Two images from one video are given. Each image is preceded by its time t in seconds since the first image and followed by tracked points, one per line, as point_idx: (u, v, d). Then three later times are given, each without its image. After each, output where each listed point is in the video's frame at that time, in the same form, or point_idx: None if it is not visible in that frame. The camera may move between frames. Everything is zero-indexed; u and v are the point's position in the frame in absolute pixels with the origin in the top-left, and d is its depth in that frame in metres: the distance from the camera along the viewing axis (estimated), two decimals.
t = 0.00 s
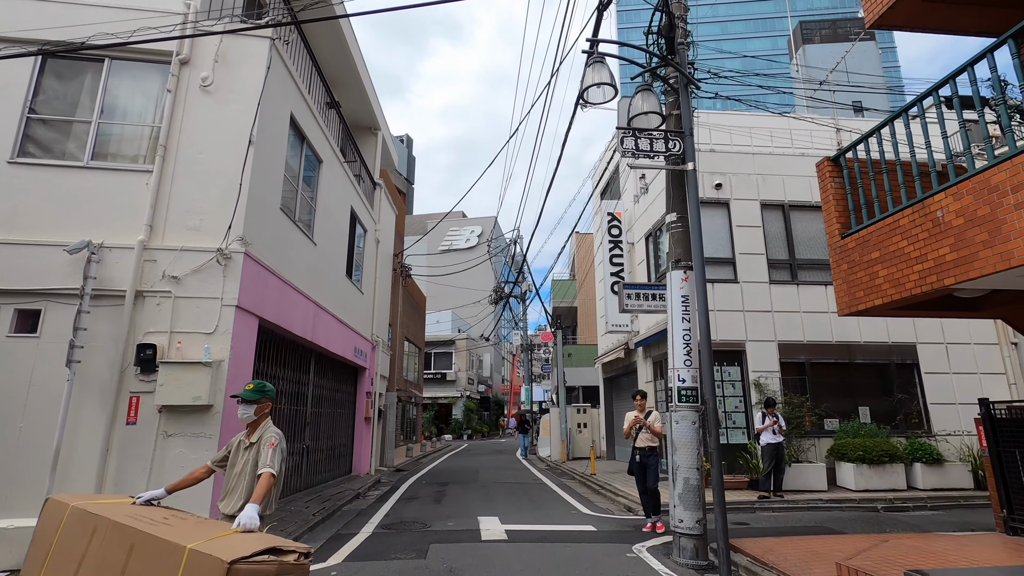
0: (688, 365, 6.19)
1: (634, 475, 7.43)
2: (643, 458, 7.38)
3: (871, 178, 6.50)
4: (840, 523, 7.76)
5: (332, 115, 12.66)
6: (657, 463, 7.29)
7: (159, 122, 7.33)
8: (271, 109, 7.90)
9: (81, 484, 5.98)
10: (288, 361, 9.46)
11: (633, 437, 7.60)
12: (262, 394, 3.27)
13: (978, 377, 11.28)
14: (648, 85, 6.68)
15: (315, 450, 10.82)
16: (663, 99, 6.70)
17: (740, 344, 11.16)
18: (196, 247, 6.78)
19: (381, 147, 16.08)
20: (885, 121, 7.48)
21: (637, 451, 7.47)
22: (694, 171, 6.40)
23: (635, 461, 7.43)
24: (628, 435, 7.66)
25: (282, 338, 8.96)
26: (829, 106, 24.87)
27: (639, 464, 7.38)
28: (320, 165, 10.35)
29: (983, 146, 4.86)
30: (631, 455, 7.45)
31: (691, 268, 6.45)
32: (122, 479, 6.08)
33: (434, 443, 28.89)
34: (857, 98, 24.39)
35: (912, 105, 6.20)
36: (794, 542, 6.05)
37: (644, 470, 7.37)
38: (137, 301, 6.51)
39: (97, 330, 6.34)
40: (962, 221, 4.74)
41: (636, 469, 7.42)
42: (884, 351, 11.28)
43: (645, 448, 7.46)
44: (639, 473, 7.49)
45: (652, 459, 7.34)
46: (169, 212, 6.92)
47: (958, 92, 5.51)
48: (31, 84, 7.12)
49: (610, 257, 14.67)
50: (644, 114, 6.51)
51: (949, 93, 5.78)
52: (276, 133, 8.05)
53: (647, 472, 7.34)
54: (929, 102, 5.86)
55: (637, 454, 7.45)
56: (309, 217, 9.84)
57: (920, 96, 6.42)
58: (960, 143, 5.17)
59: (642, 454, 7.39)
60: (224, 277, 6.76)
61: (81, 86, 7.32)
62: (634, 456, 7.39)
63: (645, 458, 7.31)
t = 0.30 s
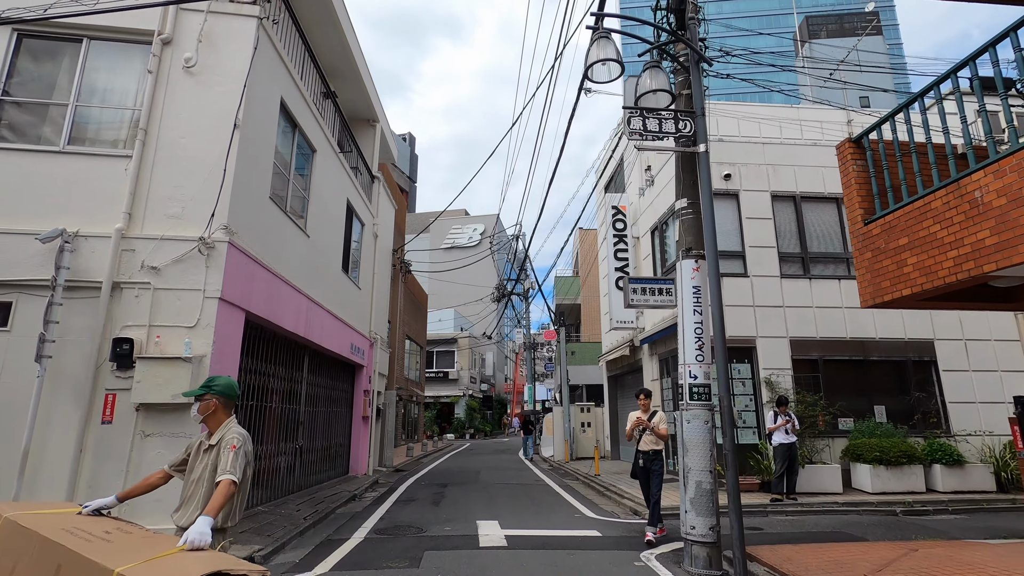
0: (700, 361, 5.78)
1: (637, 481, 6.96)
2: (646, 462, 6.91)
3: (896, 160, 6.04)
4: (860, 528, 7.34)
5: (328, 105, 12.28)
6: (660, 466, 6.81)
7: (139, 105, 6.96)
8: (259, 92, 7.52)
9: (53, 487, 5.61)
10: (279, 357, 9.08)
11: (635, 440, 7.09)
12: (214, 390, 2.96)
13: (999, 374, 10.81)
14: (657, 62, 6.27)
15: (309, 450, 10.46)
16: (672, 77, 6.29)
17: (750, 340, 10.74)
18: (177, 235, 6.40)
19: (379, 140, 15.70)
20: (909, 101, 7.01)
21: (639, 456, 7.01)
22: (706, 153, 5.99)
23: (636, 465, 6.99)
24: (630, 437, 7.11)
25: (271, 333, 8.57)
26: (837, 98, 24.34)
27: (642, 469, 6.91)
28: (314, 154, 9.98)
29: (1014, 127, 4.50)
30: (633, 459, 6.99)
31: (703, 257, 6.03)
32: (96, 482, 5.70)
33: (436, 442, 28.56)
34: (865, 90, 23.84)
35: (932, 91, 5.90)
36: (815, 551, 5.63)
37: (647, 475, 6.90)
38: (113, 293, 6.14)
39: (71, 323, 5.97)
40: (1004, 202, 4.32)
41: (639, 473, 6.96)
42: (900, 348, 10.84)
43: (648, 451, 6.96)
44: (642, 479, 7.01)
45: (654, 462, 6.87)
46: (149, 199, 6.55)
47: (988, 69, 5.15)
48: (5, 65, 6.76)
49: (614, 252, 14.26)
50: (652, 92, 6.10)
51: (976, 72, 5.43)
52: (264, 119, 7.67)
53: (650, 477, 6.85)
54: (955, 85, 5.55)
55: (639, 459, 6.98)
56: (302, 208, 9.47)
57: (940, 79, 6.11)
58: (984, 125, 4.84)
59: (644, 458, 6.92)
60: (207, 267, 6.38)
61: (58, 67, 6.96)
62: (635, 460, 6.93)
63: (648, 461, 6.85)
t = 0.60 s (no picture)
0: (723, 353, 5.35)
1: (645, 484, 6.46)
2: (657, 463, 6.40)
3: (936, 135, 5.57)
4: (890, 533, 6.86)
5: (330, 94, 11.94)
6: (673, 467, 6.30)
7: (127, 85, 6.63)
8: (253, 73, 7.18)
9: (32, 486, 5.28)
10: (275, 351, 8.73)
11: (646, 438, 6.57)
12: (177, 377, 2.61)
13: None
14: (674, 33, 5.85)
15: (309, 448, 10.12)
16: (690, 49, 5.87)
17: (768, 335, 10.27)
18: (164, 221, 6.06)
19: (383, 131, 15.34)
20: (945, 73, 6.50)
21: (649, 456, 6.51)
22: (727, 129, 5.57)
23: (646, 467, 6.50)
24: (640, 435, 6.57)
25: (266, 326, 8.22)
26: (853, 89, 23.67)
27: (653, 471, 6.40)
28: (314, 141, 9.64)
29: None
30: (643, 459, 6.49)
31: (725, 241, 5.60)
32: (77, 481, 5.35)
33: (443, 441, 28.24)
34: (883, 79, 23.16)
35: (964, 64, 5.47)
36: (847, 558, 5.20)
37: (658, 478, 6.38)
38: (98, 282, 5.81)
39: (52, 313, 5.65)
40: None
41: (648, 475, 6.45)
42: (926, 342, 10.34)
43: (660, 451, 6.43)
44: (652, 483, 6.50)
45: (667, 463, 6.36)
46: (136, 183, 6.21)
47: None
48: None
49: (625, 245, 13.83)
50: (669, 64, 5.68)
51: None
52: (258, 102, 7.32)
53: (662, 481, 6.33)
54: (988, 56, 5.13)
55: (649, 459, 6.48)
56: (301, 196, 9.14)
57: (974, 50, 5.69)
58: None
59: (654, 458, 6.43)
60: (196, 254, 6.03)
61: (42, 47, 6.64)
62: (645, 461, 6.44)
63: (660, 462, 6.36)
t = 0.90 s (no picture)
0: (750, 349, 4.90)
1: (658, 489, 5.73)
2: (675, 468, 5.67)
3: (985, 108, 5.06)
4: (926, 543, 6.39)
5: (331, 84, 11.57)
6: (691, 472, 5.65)
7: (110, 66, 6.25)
8: (245, 55, 6.79)
9: (4, 492, 4.92)
10: (272, 349, 8.36)
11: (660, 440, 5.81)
12: (127, 373, 2.19)
13: None
14: (696, 4, 5.43)
15: (309, 449, 9.77)
16: (713, 20, 5.43)
17: (787, 331, 9.80)
18: (148, 210, 5.69)
19: (386, 124, 14.96)
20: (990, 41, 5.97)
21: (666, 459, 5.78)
22: (752, 106, 5.13)
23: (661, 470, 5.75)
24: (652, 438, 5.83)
25: (260, 322, 7.86)
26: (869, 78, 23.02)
27: (669, 477, 5.67)
28: (312, 131, 9.26)
29: None
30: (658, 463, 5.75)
31: (751, 228, 5.15)
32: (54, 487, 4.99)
33: (450, 440, 27.90)
34: (900, 68, 22.49)
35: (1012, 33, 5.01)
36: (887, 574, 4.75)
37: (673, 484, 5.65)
38: (77, 274, 5.45)
39: (29, 307, 5.28)
40: None
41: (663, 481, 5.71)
42: (955, 339, 9.83)
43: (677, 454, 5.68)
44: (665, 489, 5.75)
45: (684, 468, 5.65)
46: (119, 169, 5.84)
47: None
48: None
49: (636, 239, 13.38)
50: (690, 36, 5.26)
51: None
52: (251, 87, 6.95)
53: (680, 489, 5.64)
54: None
55: (665, 463, 5.74)
56: (298, 188, 8.76)
57: None
58: None
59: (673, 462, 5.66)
60: (182, 245, 5.65)
61: (22, 27, 6.28)
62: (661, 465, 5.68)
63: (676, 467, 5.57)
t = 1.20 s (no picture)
0: (779, 341, 4.49)
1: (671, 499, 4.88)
2: (690, 475, 4.84)
3: None
4: (964, 551, 5.94)
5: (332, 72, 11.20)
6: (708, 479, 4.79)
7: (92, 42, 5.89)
8: (237, 32, 6.42)
9: None
10: (268, 343, 8.01)
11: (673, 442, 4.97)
12: (58, 358, 1.82)
13: None
14: None
15: (308, 448, 9.43)
16: None
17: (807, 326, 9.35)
18: (130, 193, 5.33)
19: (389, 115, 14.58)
20: None
21: (677, 462, 4.94)
22: (781, 76, 4.71)
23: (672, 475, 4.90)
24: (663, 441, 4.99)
25: (254, 315, 7.49)
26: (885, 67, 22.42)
27: (684, 484, 4.84)
28: (310, 117, 8.89)
29: None
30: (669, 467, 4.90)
31: (779, 209, 4.73)
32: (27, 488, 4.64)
33: (455, 440, 27.55)
34: (917, 56, 21.86)
35: None
36: None
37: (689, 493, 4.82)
38: (55, 261, 5.10)
39: (2, 296, 4.94)
40: None
41: (677, 490, 4.83)
42: (985, 335, 9.34)
43: (693, 458, 4.86)
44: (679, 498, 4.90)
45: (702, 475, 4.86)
46: (101, 150, 5.49)
47: None
48: None
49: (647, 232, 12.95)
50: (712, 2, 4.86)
51: None
52: (244, 66, 6.58)
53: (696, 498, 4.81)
54: None
55: (678, 468, 4.89)
56: (295, 176, 8.39)
57: None
58: None
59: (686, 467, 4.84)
60: (167, 231, 5.29)
61: None
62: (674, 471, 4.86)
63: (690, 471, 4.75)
